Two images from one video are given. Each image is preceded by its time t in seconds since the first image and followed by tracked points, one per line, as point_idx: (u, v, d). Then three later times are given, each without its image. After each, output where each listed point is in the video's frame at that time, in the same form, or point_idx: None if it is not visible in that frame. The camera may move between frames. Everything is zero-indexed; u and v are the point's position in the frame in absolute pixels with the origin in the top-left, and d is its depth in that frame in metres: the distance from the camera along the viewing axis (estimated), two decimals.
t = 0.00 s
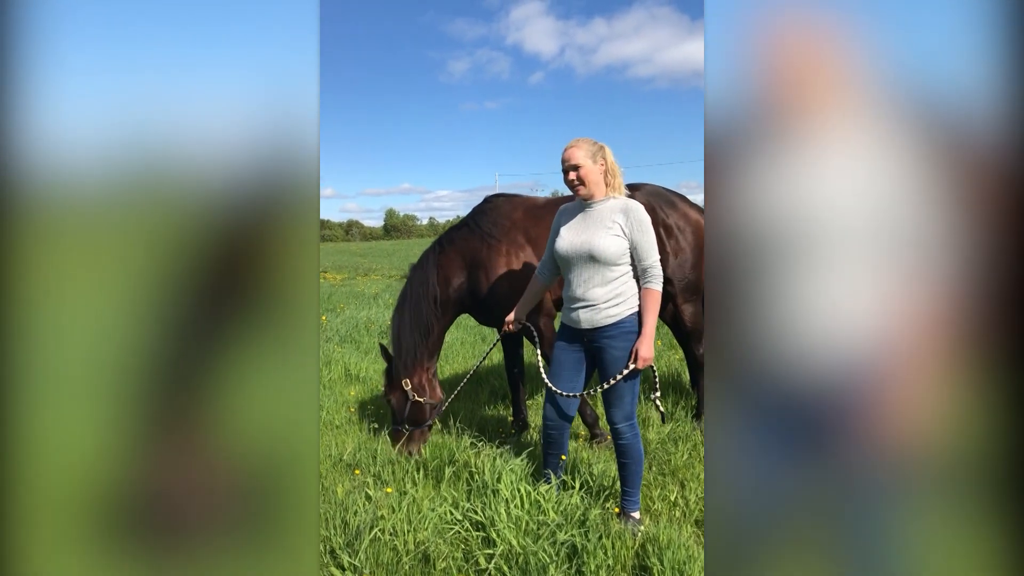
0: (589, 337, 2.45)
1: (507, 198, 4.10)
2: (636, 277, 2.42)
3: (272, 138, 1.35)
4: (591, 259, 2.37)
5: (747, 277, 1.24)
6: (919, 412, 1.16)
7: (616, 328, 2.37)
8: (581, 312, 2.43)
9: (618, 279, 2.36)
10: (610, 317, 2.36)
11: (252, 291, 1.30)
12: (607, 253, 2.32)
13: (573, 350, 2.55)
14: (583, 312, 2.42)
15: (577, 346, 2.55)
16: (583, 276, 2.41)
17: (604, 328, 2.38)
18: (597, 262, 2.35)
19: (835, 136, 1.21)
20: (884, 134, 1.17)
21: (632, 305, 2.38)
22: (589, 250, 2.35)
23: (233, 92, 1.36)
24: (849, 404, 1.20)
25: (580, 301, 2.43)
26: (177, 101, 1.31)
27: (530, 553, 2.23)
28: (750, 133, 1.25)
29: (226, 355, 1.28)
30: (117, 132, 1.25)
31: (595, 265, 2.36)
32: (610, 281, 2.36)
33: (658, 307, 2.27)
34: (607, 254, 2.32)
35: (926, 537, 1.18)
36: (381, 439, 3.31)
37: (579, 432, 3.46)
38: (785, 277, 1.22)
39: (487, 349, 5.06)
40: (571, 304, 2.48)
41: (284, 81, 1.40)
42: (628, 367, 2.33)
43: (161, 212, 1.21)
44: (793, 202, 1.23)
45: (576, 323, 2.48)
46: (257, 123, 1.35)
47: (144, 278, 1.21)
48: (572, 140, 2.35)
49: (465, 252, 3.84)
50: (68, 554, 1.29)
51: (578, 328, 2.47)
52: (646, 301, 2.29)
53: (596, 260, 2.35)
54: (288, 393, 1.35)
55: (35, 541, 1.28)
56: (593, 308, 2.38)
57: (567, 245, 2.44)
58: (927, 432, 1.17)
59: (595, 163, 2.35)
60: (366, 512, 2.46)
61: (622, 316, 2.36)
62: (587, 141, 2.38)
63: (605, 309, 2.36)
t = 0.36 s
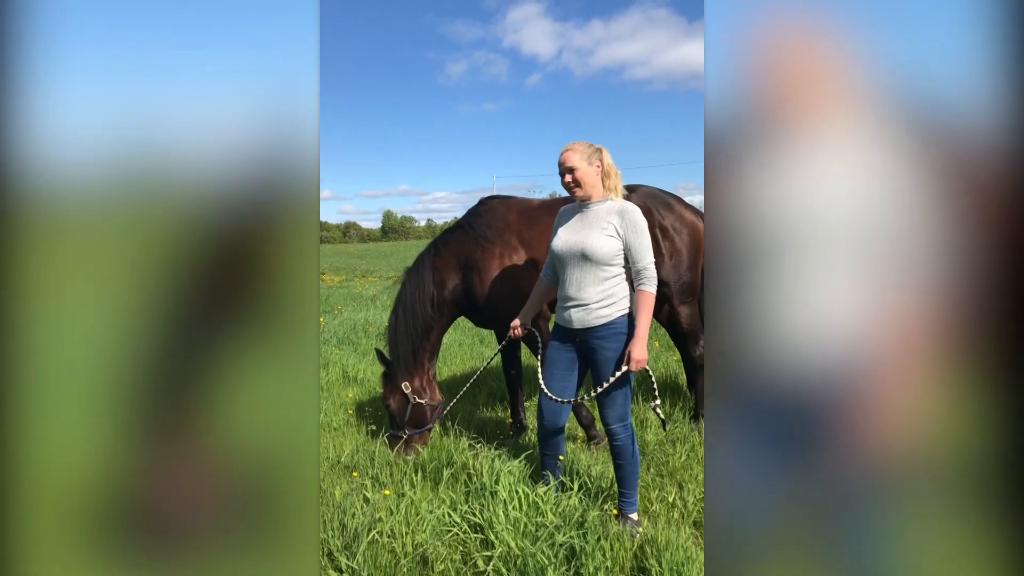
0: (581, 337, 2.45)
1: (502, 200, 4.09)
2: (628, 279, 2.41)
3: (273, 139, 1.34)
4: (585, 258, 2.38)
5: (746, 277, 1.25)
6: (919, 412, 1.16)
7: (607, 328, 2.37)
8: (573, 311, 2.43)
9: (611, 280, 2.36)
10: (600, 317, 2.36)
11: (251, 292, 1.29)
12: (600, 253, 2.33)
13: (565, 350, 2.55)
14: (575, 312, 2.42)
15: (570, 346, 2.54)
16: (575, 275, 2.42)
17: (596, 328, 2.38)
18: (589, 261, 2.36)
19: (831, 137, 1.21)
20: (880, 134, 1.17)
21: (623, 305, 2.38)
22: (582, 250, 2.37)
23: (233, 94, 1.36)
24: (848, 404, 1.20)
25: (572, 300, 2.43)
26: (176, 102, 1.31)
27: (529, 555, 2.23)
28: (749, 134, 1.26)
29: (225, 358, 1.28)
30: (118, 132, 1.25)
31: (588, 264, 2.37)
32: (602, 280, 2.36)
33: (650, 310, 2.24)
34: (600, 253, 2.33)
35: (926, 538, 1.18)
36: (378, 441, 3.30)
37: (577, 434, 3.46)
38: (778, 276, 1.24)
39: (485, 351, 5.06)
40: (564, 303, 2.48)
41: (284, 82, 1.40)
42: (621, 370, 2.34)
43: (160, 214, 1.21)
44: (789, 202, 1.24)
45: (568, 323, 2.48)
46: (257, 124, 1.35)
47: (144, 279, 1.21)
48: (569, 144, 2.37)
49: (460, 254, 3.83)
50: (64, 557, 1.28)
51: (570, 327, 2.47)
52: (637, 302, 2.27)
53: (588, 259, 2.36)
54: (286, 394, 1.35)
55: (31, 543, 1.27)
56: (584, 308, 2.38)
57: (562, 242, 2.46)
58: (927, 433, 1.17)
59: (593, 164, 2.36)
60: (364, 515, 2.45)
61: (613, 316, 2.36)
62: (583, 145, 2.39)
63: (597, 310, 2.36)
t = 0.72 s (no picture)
0: (576, 337, 2.45)
1: (503, 201, 4.08)
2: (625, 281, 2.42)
3: (272, 140, 1.34)
4: (583, 260, 2.37)
5: (745, 277, 1.24)
6: (919, 413, 1.16)
7: (602, 328, 2.37)
8: (568, 311, 2.43)
9: (607, 282, 2.37)
10: (596, 317, 2.36)
11: (251, 293, 1.29)
12: (599, 255, 2.33)
13: (561, 349, 2.55)
14: (570, 312, 2.42)
15: (565, 345, 2.54)
16: (571, 275, 2.42)
17: (591, 327, 2.38)
18: (588, 264, 2.36)
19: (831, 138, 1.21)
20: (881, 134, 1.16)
21: (619, 306, 2.39)
22: (581, 252, 2.37)
23: (233, 95, 1.36)
24: (849, 404, 1.20)
25: (568, 300, 2.43)
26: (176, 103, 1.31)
27: (529, 556, 2.23)
28: (749, 134, 1.26)
29: (225, 358, 1.28)
30: (118, 133, 1.25)
31: (586, 266, 2.37)
32: (599, 282, 2.37)
33: (641, 315, 2.27)
34: (599, 256, 2.32)
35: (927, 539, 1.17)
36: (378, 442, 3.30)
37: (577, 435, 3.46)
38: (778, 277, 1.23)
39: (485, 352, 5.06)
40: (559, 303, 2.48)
41: (284, 83, 1.40)
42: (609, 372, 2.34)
43: (160, 216, 1.21)
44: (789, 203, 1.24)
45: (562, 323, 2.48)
46: (257, 125, 1.35)
47: (144, 282, 1.21)
48: (570, 146, 2.32)
49: (460, 255, 3.83)
50: (64, 559, 1.28)
51: (564, 326, 2.48)
52: (631, 307, 2.29)
53: (588, 261, 2.36)
54: (286, 395, 1.34)
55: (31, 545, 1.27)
56: (580, 308, 2.39)
57: (560, 242, 2.45)
58: (928, 434, 1.16)
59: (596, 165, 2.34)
60: (365, 515, 2.45)
61: (608, 316, 2.37)
62: (587, 146, 2.33)
63: (593, 310, 2.36)
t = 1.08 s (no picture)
0: (581, 337, 2.44)
1: (502, 200, 4.08)
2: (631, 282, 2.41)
3: (273, 139, 1.34)
4: (587, 262, 2.37)
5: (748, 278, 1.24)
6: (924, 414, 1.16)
7: (606, 329, 2.36)
8: (573, 312, 2.42)
9: (612, 283, 2.36)
10: (600, 318, 2.35)
11: (249, 292, 1.28)
12: (603, 257, 2.32)
13: (566, 350, 2.53)
14: (575, 312, 2.41)
15: (570, 346, 2.53)
16: (577, 276, 2.41)
17: (596, 328, 2.37)
18: (591, 265, 2.35)
19: (836, 138, 1.19)
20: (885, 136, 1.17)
21: (626, 308, 2.37)
22: (585, 255, 2.36)
23: (232, 94, 1.35)
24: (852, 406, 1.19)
25: (573, 301, 2.42)
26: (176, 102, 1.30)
27: (529, 557, 2.22)
28: (760, 134, 1.25)
29: (223, 358, 1.26)
30: (118, 133, 1.25)
31: (590, 269, 2.37)
32: (604, 283, 2.36)
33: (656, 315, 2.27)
34: (602, 259, 2.32)
35: (929, 539, 1.17)
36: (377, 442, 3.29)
37: (577, 435, 3.45)
38: (783, 276, 1.22)
39: (485, 352, 5.05)
40: (564, 304, 2.48)
41: (284, 83, 1.39)
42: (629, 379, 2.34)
43: (159, 217, 1.20)
44: (795, 201, 1.21)
45: (568, 323, 2.48)
46: (257, 125, 1.34)
47: (143, 282, 1.20)
48: (568, 150, 2.31)
49: (461, 254, 3.82)
50: (59, 561, 1.26)
51: (569, 327, 2.47)
52: (643, 309, 2.29)
53: (591, 263, 2.35)
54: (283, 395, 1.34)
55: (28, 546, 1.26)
56: (584, 308, 2.38)
57: (564, 244, 2.44)
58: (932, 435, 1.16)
59: (599, 166, 2.28)
60: (363, 516, 2.44)
61: (614, 317, 2.35)
62: (584, 150, 2.29)
63: (596, 310, 2.36)
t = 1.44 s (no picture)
0: (593, 329, 2.44)
1: (508, 191, 4.10)
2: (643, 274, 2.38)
3: (273, 128, 1.32)
4: (597, 256, 2.35)
5: (755, 270, 1.22)
6: (929, 408, 1.14)
7: (620, 322, 2.35)
8: (584, 306, 2.42)
9: (625, 276, 2.34)
10: (612, 310, 2.34)
11: (246, 281, 1.27)
12: (614, 251, 2.30)
13: (577, 342, 2.53)
14: (586, 306, 2.41)
15: (581, 338, 2.52)
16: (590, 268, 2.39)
17: (607, 321, 2.36)
18: (603, 259, 2.33)
19: (848, 130, 1.17)
20: (903, 125, 1.13)
21: (637, 299, 2.36)
22: (594, 249, 2.34)
23: (230, 82, 1.32)
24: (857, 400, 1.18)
25: (585, 294, 2.41)
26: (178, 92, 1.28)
27: (528, 549, 2.21)
28: (766, 124, 1.22)
29: (220, 347, 1.25)
30: (114, 121, 1.23)
31: (600, 262, 2.35)
32: (616, 276, 2.34)
33: (663, 307, 2.22)
34: (613, 252, 2.30)
35: (932, 534, 1.16)
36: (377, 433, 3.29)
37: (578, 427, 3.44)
38: (791, 268, 1.20)
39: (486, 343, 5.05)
40: (577, 296, 2.46)
41: (286, 69, 1.36)
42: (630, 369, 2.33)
43: (156, 206, 1.18)
44: (809, 193, 1.19)
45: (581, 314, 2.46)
46: (258, 114, 1.32)
47: (142, 272, 1.18)
48: (579, 141, 2.28)
49: (466, 244, 3.81)
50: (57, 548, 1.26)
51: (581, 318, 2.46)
52: (653, 301, 2.25)
53: (602, 257, 2.33)
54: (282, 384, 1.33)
55: (25, 536, 1.25)
56: (595, 302, 2.37)
57: (574, 237, 2.42)
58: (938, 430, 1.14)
59: (611, 158, 2.25)
60: (363, 506, 2.44)
61: (627, 309, 2.34)
62: (596, 142, 2.26)
63: (608, 303, 2.34)
